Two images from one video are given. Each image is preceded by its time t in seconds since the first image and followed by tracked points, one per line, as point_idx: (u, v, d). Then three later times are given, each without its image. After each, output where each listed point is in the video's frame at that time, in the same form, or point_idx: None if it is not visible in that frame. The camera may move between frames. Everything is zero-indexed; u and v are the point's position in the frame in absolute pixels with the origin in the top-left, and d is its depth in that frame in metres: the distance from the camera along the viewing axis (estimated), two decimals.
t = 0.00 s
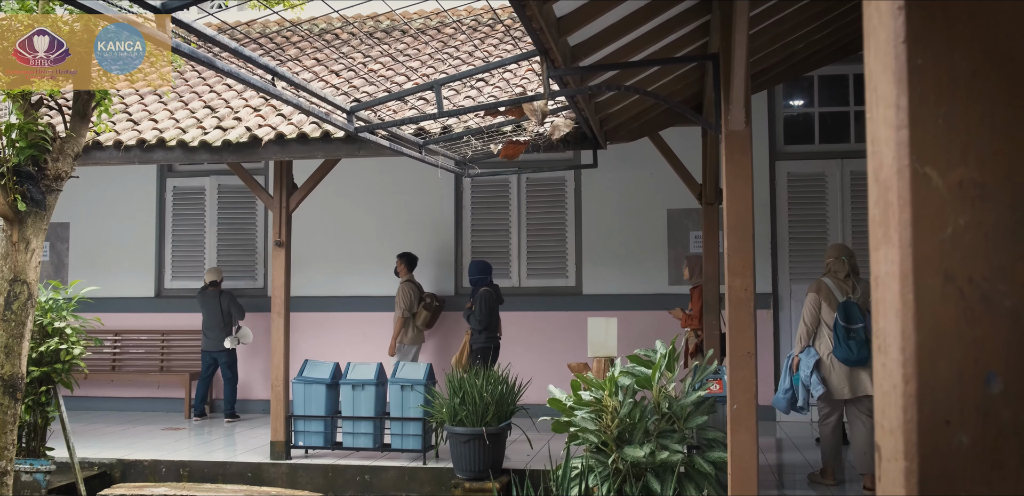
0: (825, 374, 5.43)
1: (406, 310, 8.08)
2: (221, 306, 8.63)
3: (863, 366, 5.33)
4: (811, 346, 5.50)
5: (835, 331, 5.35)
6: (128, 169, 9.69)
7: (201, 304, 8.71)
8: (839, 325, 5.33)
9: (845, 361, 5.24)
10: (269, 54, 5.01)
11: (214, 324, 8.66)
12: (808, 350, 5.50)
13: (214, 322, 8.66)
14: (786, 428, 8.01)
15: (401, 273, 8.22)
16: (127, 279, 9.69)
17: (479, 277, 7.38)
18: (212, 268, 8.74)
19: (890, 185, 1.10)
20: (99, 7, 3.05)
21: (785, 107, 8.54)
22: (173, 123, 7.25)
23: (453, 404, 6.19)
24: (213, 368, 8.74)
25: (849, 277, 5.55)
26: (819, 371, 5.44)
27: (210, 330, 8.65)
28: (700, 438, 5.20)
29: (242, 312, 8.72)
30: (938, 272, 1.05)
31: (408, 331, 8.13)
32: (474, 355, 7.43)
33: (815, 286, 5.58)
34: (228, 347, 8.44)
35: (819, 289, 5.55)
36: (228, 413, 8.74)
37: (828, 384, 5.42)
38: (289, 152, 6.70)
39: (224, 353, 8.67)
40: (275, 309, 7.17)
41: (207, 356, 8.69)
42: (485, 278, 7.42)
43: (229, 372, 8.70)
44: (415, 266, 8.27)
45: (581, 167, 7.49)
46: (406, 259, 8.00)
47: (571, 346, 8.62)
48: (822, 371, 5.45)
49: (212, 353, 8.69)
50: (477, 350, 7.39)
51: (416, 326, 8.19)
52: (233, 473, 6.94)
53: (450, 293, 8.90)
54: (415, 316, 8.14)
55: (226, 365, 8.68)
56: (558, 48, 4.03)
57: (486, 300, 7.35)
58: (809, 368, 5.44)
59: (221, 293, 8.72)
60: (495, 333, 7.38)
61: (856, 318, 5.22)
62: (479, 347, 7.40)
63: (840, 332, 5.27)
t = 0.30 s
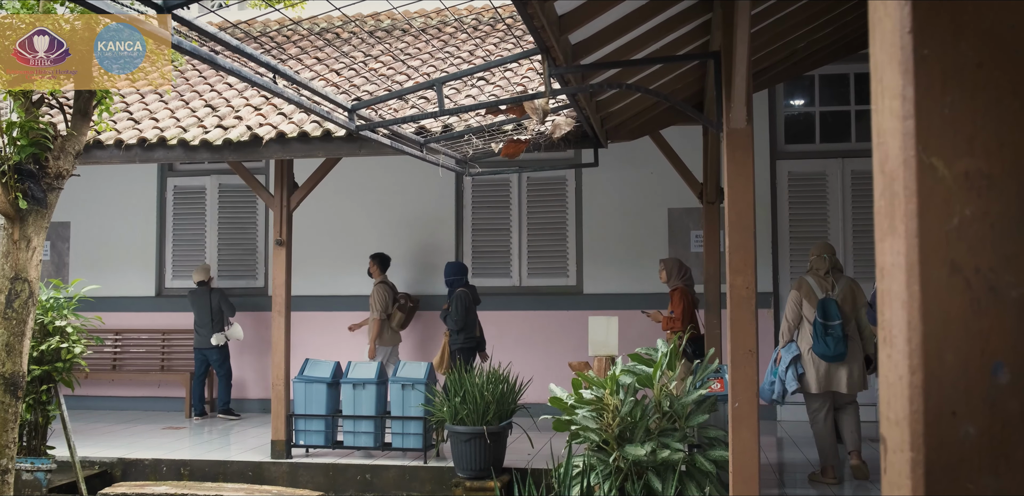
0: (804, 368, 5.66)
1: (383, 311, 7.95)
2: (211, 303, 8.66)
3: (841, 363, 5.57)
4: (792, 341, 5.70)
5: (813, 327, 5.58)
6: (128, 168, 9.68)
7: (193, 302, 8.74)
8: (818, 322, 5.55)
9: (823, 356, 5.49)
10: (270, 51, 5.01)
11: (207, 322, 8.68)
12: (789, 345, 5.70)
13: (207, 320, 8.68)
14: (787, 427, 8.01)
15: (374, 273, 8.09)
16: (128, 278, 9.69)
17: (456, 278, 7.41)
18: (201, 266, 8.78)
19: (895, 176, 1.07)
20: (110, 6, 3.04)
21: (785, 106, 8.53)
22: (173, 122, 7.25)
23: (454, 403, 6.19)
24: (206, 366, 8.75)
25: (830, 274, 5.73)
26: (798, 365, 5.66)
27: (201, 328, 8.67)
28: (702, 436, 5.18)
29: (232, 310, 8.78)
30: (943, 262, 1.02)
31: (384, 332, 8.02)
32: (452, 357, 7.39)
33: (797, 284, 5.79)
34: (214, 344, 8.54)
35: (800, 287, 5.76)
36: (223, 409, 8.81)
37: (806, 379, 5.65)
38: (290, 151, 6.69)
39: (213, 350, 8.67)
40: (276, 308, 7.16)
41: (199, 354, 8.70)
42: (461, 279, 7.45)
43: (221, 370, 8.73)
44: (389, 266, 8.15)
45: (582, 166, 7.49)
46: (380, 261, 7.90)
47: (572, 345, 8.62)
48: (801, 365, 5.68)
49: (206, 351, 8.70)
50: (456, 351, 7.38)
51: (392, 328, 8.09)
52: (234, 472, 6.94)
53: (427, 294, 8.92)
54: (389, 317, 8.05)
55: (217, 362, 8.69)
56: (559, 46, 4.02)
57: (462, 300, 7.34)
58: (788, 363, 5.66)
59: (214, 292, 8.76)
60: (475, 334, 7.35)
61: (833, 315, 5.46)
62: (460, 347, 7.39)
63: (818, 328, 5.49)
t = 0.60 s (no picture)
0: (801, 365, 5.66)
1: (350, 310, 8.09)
2: (208, 302, 8.67)
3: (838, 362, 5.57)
4: (789, 340, 5.73)
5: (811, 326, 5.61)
6: (129, 167, 9.68)
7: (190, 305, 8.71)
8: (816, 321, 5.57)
9: (820, 354, 5.50)
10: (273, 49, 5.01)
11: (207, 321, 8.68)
12: (786, 344, 5.74)
13: (207, 320, 8.68)
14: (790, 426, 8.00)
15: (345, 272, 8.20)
16: (130, 278, 9.70)
17: (434, 276, 7.69)
18: (194, 267, 8.73)
19: (901, 163, 1.10)
20: (114, 3, 3.03)
21: (786, 105, 8.53)
22: (175, 121, 7.24)
23: (456, 401, 6.19)
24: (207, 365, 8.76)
25: (828, 274, 5.75)
26: (794, 363, 5.69)
27: (200, 327, 8.68)
28: (704, 435, 5.14)
29: (230, 308, 8.83)
30: (950, 250, 1.06)
31: (351, 331, 8.12)
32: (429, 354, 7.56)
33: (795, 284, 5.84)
34: (213, 341, 8.55)
35: (797, 286, 5.78)
36: (223, 407, 8.85)
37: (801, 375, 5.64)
38: (291, 149, 6.69)
39: (212, 350, 8.68)
40: (278, 306, 7.17)
41: (198, 354, 8.71)
42: (440, 276, 7.77)
43: (220, 369, 8.75)
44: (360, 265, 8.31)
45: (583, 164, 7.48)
46: (351, 259, 8.06)
47: (574, 344, 8.63)
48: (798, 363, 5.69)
49: (206, 350, 8.70)
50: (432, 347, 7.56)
51: (359, 326, 8.20)
52: (236, 471, 6.95)
53: (401, 294, 8.98)
54: (358, 316, 8.15)
55: (216, 361, 8.70)
56: (561, 44, 4.02)
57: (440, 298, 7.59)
58: (785, 360, 5.69)
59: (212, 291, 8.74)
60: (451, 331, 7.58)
61: (832, 314, 5.50)
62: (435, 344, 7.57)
63: (817, 327, 5.52)
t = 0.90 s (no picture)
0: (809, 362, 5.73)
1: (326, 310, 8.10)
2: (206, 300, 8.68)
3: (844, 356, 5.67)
4: (795, 336, 5.79)
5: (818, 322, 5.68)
6: (134, 169, 9.71)
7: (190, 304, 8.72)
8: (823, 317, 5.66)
9: (829, 349, 5.58)
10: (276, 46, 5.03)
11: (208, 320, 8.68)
12: (792, 339, 5.80)
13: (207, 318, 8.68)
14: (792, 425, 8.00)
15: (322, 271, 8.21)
16: (132, 277, 9.70)
17: (414, 276, 7.60)
18: (193, 266, 8.76)
19: (909, 150, 1.19)
20: None
21: (787, 104, 8.52)
22: (177, 120, 7.25)
23: (458, 400, 6.18)
24: (207, 363, 8.77)
25: (831, 272, 5.93)
26: (803, 359, 5.73)
27: (200, 326, 8.69)
28: (705, 433, 5.14)
29: (228, 307, 8.80)
30: (959, 237, 1.15)
31: (327, 330, 8.13)
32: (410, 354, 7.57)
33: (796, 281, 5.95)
34: (212, 340, 8.57)
35: (802, 282, 5.87)
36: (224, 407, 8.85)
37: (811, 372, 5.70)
38: (293, 148, 6.69)
39: (211, 348, 8.69)
40: (280, 305, 7.16)
41: (199, 352, 8.73)
42: (420, 277, 7.65)
43: (220, 368, 8.75)
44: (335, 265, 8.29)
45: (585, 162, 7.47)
46: (325, 260, 8.03)
47: (575, 343, 8.61)
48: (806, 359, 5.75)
49: (207, 349, 8.71)
50: (412, 347, 7.55)
51: (337, 326, 8.20)
52: (237, 469, 6.95)
53: (379, 293, 9.03)
54: (335, 316, 8.16)
55: (216, 360, 8.71)
56: (564, 41, 4.03)
57: (421, 298, 7.55)
58: (793, 357, 5.73)
59: (211, 290, 8.75)
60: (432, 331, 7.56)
61: (839, 310, 5.57)
62: (415, 344, 7.57)
63: (824, 322, 5.60)
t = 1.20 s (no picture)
0: (802, 359, 5.80)
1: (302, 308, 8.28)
2: (204, 298, 8.67)
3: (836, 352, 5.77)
4: (786, 335, 5.85)
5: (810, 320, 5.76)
6: (132, 163, 9.70)
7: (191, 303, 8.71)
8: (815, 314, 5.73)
9: (821, 347, 5.68)
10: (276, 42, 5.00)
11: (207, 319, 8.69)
12: (784, 338, 5.86)
13: (206, 317, 8.68)
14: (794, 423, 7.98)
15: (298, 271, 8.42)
16: (133, 275, 9.70)
17: (387, 275, 7.71)
18: (194, 265, 8.71)
19: (914, 131, 1.18)
20: None
21: (789, 103, 8.50)
22: (178, 118, 7.24)
23: (458, 398, 6.17)
24: (207, 362, 8.77)
25: (820, 272, 6.05)
26: (796, 357, 5.80)
27: (201, 324, 8.66)
28: (706, 430, 5.13)
29: (225, 305, 8.70)
30: (963, 218, 1.14)
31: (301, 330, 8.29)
32: (384, 351, 7.65)
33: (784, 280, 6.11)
34: (206, 339, 8.56)
35: (792, 282, 5.98)
36: (224, 405, 8.85)
37: (805, 369, 5.78)
38: (294, 146, 6.68)
39: (207, 347, 8.70)
40: (280, 303, 7.15)
41: (197, 350, 8.73)
42: (394, 275, 7.75)
43: (217, 366, 8.75)
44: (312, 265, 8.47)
45: (586, 159, 7.47)
46: (301, 259, 8.22)
47: (577, 341, 8.61)
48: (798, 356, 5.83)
49: (206, 347, 8.70)
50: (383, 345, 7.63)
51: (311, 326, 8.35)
52: (239, 467, 6.95)
53: (351, 292, 9.10)
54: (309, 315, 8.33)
55: (214, 359, 8.73)
56: (565, 37, 4.03)
57: (393, 296, 7.65)
58: (787, 355, 5.79)
59: (212, 289, 8.74)
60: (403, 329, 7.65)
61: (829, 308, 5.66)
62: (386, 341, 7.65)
63: (816, 320, 5.69)
